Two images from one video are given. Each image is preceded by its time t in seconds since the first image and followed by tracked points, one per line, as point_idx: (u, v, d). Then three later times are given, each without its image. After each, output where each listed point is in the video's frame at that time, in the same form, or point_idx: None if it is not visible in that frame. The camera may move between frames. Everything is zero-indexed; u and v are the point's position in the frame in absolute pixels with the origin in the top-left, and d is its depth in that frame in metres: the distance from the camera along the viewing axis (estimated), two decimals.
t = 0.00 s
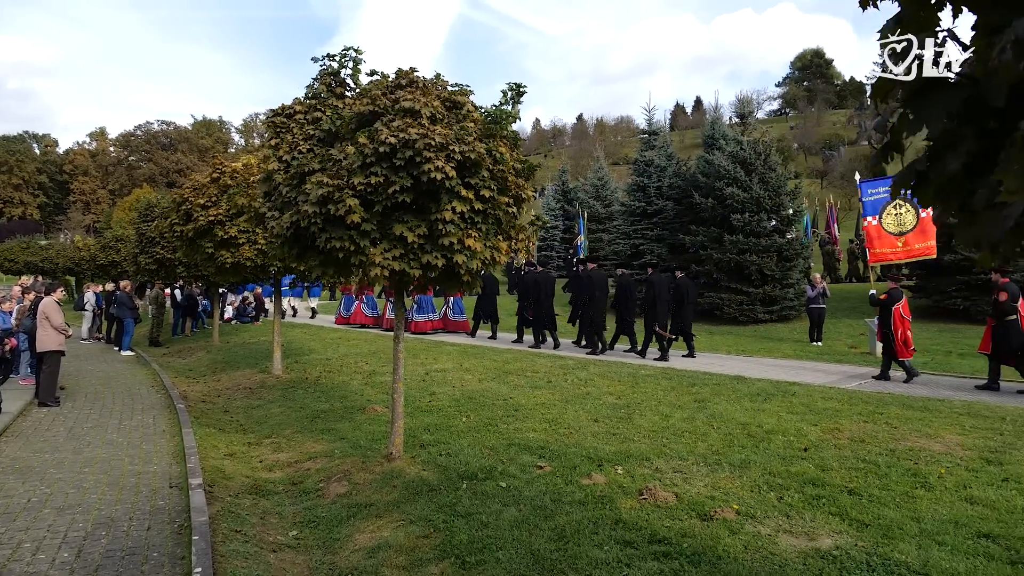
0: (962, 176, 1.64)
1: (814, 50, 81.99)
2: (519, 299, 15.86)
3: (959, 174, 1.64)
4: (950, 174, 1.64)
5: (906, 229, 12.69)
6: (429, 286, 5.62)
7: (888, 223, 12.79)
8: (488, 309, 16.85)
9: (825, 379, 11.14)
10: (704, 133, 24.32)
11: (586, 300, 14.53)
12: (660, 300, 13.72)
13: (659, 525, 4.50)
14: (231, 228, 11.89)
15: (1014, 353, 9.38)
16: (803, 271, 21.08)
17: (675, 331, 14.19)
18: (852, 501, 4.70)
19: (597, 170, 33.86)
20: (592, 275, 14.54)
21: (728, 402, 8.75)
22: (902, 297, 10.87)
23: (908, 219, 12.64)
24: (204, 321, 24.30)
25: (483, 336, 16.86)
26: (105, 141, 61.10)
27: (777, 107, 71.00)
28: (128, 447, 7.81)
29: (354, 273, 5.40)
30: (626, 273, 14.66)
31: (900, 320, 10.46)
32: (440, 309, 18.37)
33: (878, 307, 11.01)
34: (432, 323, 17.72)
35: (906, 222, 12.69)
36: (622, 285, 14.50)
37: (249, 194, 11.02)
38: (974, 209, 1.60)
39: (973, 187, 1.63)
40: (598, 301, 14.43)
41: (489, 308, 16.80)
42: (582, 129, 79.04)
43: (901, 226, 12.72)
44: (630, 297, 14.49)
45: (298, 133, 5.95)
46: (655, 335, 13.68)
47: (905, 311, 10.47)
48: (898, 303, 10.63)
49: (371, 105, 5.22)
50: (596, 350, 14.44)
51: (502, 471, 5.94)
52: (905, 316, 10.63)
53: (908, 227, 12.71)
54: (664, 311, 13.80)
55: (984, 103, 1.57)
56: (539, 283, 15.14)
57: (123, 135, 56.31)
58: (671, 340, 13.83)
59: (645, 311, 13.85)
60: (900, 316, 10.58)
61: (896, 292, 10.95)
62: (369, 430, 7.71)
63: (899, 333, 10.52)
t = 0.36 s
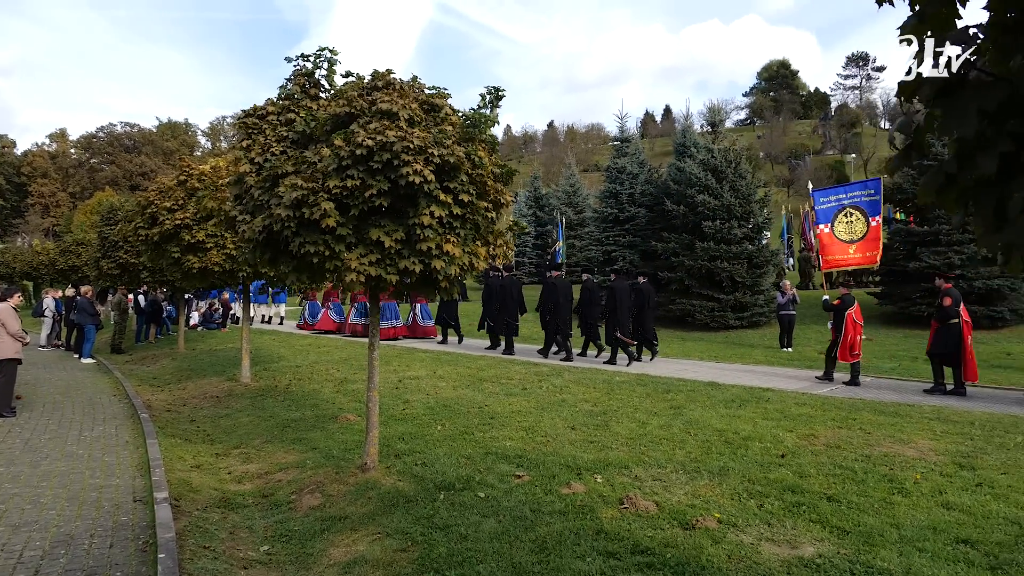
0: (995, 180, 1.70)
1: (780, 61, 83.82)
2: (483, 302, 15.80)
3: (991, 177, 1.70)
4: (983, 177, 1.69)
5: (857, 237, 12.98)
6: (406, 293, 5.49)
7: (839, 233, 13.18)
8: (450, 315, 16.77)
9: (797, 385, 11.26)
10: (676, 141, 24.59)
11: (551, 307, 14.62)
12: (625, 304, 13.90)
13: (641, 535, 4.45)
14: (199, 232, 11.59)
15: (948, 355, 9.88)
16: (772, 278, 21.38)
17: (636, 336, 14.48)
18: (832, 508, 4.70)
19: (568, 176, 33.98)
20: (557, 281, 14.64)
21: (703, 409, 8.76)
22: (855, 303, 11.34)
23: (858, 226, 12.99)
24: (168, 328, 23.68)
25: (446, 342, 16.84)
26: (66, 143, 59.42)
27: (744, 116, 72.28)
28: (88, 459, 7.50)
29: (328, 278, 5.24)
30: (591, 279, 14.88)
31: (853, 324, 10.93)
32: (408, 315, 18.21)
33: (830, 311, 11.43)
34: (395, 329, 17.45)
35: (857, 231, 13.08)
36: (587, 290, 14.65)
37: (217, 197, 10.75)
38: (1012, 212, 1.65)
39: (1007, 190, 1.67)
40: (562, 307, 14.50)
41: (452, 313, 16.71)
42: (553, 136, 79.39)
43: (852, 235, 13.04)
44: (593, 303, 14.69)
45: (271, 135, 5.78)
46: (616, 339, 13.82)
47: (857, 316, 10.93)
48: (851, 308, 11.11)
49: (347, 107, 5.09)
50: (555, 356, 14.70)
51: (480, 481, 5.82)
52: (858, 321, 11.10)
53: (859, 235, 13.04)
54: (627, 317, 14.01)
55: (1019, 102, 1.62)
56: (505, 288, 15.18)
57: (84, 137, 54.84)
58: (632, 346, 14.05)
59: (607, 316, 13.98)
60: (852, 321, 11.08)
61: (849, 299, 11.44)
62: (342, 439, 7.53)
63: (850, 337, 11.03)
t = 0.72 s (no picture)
0: (1017, 181, 1.75)
1: (747, 70, 85.44)
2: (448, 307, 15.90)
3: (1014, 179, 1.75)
4: (1006, 179, 1.75)
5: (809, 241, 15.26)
6: (381, 297, 5.33)
7: (792, 238, 15.45)
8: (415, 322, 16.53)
9: (770, 390, 11.36)
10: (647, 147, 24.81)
11: (513, 309, 14.75)
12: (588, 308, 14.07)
13: (622, 543, 4.38)
14: (164, 234, 11.26)
15: (894, 358, 10.37)
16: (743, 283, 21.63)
17: (598, 339, 14.58)
18: (811, 513, 4.71)
19: (541, 181, 34.01)
20: (521, 284, 14.75)
21: (679, 413, 8.77)
22: (805, 307, 11.55)
23: (810, 232, 15.19)
24: (132, 332, 23.03)
25: (414, 346, 16.69)
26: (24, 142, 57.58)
27: (713, 124, 73.40)
28: (46, 470, 7.19)
29: (301, 282, 5.07)
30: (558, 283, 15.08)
31: (804, 331, 11.18)
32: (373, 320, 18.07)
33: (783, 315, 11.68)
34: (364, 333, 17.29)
35: (808, 236, 15.34)
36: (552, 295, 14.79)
37: (185, 199, 10.46)
38: None
39: None
40: (524, 312, 14.62)
41: (417, 318, 16.47)
42: (525, 141, 79.55)
43: (804, 240, 15.32)
44: (559, 308, 14.80)
45: (241, 135, 5.60)
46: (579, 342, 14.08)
47: (806, 323, 11.17)
48: (801, 315, 11.32)
49: (321, 106, 4.94)
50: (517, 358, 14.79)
51: (456, 489, 5.69)
52: (808, 326, 11.36)
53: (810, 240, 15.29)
54: (591, 320, 14.24)
55: None
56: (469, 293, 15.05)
57: (44, 137, 53.26)
58: (594, 350, 14.27)
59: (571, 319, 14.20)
60: (802, 327, 11.33)
61: (800, 303, 11.64)
62: (314, 447, 7.35)
63: (801, 341, 11.37)
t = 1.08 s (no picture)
0: None
1: (717, 79, 86.75)
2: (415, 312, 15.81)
3: None
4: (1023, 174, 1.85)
5: (764, 245, 15.74)
6: (356, 301, 5.17)
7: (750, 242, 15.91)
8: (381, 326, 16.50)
9: (745, 395, 11.41)
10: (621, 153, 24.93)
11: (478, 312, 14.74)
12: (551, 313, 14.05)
13: (604, 553, 4.29)
14: (129, 236, 10.89)
15: (847, 363, 10.63)
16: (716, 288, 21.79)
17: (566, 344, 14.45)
18: (792, 520, 4.67)
19: (514, 186, 33.95)
20: (488, 288, 14.74)
21: (656, 419, 8.72)
22: (763, 311, 12.06)
23: (766, 237, 15.67)
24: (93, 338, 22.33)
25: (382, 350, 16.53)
26: None
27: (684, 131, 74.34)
28: None
29: (273, 285, 4.88)
30: (523, 288, 15.09)
31: (760, 333, 11.64)
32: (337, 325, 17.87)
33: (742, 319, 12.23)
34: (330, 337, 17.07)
35: (764, 241, 15.78)
36: (517, 299, 14.80)
37: (151, 200, 10.13)
38: None
39: None
40: (491, 314, 14.70)
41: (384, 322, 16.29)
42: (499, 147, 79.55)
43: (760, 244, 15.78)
44: (524, 312, 14.82)
45: (211, 133, 5.41)
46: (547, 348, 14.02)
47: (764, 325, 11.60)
48: (759, 318, 11.79)
49: (295, 103, 4.77)
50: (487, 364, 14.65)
51: (433, 498, 5.53)
52: (765, 329, 11.87)
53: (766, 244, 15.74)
54: (556, 326, 14.18)
55: None
56: (436, 296, 14.85)
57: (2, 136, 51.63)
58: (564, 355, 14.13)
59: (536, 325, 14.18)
60: (761, 330, 11.77)
61: (758, 307, 12.13)
62: (285, 456, 7.12)
63: (760, 344, 11.74)
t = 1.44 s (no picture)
0: None
1: (691, 88, 87.86)
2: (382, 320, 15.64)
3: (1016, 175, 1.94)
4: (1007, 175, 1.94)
5: (728, 254, 15.63)
6: (334, 307, 5.00)
7: (714, 251, 15.79)
8: (346, 330, 16.47)
9: (724, 401, 11.42)
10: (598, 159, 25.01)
11: (445, 317, 14.67)
12: (517, 320, 14.17)
13: (591, 565, 4.20)
14: (97, 240, 10.54)
15: (804, 366, 10.94)
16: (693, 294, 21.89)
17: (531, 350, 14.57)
18: (779, 529, 4.63)
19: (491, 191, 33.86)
20: (454, 294, 14.66)
21: (637, 426, 8.65)
22: (725, 317, 12.39)
23: (729, 246, 15.57)
24: (57, 344, 21.66)
25: (347, 356, 16.46)
26: None
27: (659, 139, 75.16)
28: None
29: (249, 291, 4.69)
30: (490, 293, 15.08)
31: (724, 337, 11.93)
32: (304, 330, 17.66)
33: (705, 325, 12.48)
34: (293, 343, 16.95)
35: (728, 249, 15.70)
36: (484, 304, 14.81)
37: (120, 202, 9.82)
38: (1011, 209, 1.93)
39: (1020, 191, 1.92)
40: (458, 321, 14.60)
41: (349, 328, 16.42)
42: (475, 152, 79.38)
43: (725, 253, 15.68)
44: (491, 317, 14.88)
45: (184, 133, 5.21)
46: (510, 353, 14.09)
47: (724, 329, 11.91)
48: (720, 323, 12.11)
49: (272, 103, 4.60)
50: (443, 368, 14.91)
51: (413, 510, 5.36)
52: (727, 333, 12.17)
53: (729, 253, 15.66)
54: (520, 331, 14.24)
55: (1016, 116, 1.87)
56: (405, 303, 14.73)
57: None
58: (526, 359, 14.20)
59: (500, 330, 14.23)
60: (722, 334, 12.07)
61: (720, 313, 12.45)
62: (259, 466, 6.91)
63: (722, 348, 12.02)
